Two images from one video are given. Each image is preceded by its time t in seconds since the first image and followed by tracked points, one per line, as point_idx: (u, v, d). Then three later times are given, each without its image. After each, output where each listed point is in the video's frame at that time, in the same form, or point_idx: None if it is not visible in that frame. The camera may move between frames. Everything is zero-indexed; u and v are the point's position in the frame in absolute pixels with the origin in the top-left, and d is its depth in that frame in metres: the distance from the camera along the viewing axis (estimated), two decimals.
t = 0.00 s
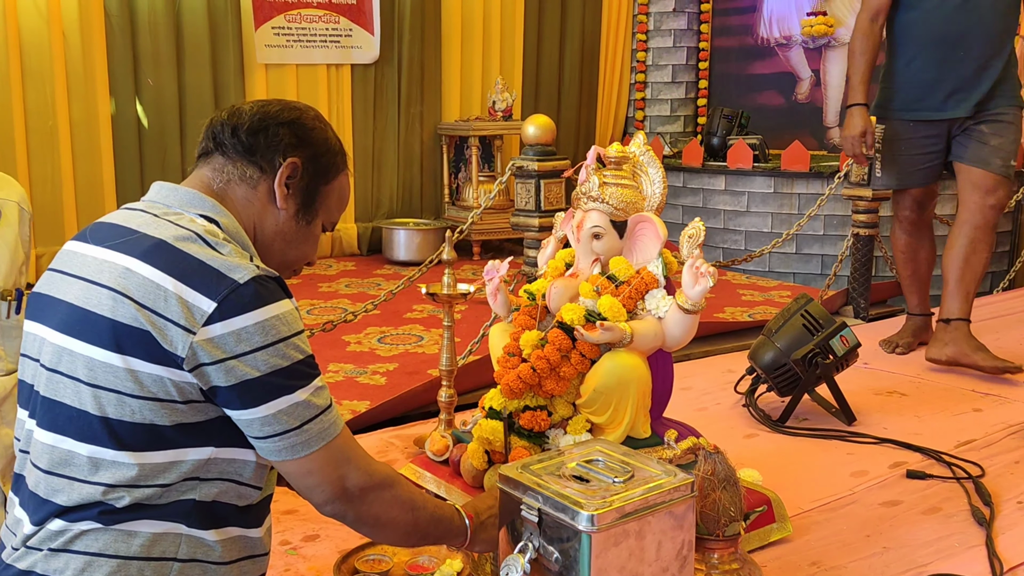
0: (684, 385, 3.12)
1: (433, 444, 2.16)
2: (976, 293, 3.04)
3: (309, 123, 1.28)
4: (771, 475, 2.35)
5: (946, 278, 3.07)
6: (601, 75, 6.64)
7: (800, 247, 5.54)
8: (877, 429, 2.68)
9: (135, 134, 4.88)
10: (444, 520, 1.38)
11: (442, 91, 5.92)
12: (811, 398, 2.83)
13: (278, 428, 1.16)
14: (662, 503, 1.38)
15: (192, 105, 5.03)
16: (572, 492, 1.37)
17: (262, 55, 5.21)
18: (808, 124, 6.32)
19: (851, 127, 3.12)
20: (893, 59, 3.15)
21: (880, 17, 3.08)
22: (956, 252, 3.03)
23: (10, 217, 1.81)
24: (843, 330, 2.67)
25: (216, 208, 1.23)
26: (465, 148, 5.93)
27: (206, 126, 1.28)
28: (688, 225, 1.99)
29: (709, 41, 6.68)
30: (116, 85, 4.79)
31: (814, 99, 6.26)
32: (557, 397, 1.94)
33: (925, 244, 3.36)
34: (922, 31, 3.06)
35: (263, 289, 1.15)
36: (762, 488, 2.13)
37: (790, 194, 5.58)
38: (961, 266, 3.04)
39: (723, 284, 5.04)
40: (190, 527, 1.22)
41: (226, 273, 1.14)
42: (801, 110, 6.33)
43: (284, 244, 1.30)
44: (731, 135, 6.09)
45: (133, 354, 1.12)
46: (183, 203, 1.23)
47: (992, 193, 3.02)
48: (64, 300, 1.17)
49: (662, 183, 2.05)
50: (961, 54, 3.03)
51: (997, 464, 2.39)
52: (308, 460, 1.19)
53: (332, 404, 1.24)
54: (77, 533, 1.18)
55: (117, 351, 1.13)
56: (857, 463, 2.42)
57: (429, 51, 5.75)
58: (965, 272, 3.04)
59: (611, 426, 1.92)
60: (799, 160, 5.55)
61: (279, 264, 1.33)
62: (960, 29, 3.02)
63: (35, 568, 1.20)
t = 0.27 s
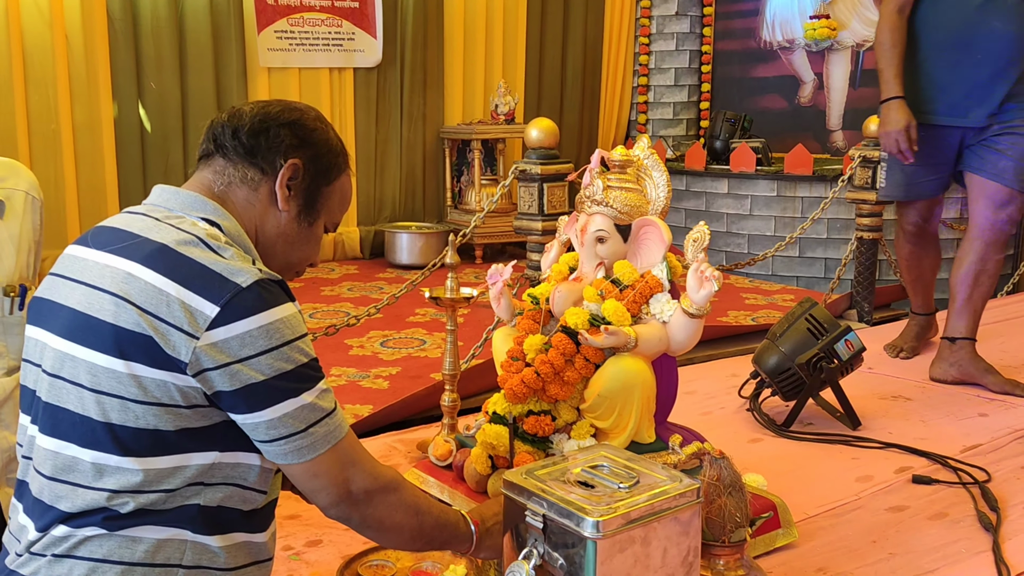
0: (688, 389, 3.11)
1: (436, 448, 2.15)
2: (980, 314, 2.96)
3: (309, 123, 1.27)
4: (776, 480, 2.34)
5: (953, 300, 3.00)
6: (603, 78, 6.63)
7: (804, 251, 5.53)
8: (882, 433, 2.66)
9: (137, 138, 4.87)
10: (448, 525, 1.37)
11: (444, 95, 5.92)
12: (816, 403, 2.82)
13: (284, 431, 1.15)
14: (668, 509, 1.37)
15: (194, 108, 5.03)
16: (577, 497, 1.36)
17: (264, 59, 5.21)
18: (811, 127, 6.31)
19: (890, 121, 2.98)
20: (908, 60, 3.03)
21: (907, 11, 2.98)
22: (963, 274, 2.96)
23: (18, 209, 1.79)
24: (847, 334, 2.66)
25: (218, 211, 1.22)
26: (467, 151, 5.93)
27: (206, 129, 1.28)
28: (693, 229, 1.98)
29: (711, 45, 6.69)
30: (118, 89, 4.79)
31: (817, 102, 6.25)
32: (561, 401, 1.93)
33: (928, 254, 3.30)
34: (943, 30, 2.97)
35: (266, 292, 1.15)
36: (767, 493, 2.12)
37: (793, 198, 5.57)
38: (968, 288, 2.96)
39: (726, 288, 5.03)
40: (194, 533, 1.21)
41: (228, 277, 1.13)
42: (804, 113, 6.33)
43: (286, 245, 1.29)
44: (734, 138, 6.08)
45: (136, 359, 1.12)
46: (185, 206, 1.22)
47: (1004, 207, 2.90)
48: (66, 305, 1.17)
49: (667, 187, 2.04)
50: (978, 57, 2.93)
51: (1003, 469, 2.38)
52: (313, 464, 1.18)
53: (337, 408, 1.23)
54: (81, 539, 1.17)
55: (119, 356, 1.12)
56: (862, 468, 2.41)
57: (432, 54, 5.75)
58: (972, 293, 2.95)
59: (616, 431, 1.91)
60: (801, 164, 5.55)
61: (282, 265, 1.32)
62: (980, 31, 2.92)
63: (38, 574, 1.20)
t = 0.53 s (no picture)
0: (691, 392, 3.10)
1: (439, 452, 2.14)
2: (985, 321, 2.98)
3: (308, 123, 1.27)
4: (780, 484, 2.33)
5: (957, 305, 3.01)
6: (605, 81, 6.62)
7: (806, 254, 5.53)
8: (886, 437, 2.66)
9: (139, 141, 4.87)
10: (453, 528, 1.37)
11: (446, 98, 5.92)
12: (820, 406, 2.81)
13: (288, 433, 1.15)
14: (673, 514, 1.37)
15: (196, 111, 5.03)
16: (581, 502, 1.36)
17: (266, 62, 5.20)
18: (813, 130, 6.31)
19: (920, 128, 2.85)
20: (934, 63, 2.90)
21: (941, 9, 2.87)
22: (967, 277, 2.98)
23: (33, 221, 1.73)
24: (851, 337, 2.65)
25: (218, 213, 1.21)
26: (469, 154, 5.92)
27: (204, 130, 1.27)
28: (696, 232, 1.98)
29: (713, 48, 6.69)
30: (120, 93, 4.80)
31: (819, 105, 6.25)
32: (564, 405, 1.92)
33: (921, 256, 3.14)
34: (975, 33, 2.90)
35: (266, 294, 1.14)
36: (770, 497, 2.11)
37: (795, 201, 5.56)
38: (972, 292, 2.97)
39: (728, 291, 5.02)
40: (198, 538, 1.21)
41: (228, 280, 1.12)
42: (806, 116, 6.32)
43: (286, 247, 1.29)
44: (736, 141, 6.08)
45: (137, 364, 1.11)
46: (184, 208, 1.22)
47: (1010, 215, 2.88)
48: (66, 311, 1.16)
49: (670, 190, 2.03)
50: (1010, 60, 2.86)
51: (1008, 473, 2.37)
52: (317, 465, 1.18)
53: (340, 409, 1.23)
54: (85, 545, 1.17)
55: (120, 361, 1.11)
56: (866, 472, 2.40)
57: (433, 57, 5.75)
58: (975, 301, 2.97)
59: (619, 434, 1.91)
60: (803, 166, 5.53)
61: (282, 266, 1.32)
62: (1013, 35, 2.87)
63: None
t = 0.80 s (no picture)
0: (692, 394, 3.10)
1: (442, 454, 2.14)
2: (989, 324, 2.98)
3: (309, 125, 1.26)
4: (782, 486, 2.33)
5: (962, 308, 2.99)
6: (606, 83, 6.62)
7: (807, 256, 5.53)
8: (889, 439, 2.65)
9: (141, 144, 4.87)
10: (456, 531, 1.36)
11: (447, 100, 5.92)
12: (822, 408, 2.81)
13: (289, 436, 1.14)
14: (676, 516, 1.36)
15: (197, 114, 5.03)
16: (585, 505, 1.35)
17: (268, 64, 5.20)
18: (814, 131, 6.31)
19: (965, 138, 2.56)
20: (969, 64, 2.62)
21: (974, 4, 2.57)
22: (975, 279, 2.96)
23: (38, 232, 1.68)
24: (853, 339, 2.65)
25: (219, 215, 1.21)
26: (470, 156, 5.92)
27: (205, 131, 1.27)
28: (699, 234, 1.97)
29: (714, 50, 6.68)
30: (122, 96, 4.80)
31: (820, 106, 6.25)
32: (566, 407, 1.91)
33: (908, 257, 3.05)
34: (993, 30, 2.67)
35: (267, 297, 1.14)
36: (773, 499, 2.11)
37: (797, 203, 5.56)
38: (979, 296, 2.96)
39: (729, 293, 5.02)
40: (200, 540, 1.20)
41: (229, 281, 1.12)
42: (807, 118, 6.32)
43: (287, 249, 1.29)
44: (737, 142, 6.08)
45: (138, 366, 1.11)
46: (184, 210, 1.21)
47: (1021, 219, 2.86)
48: (66, 313, 1.16)
49: (672, 192, 2.03)
50: None
51: (1011, 475, 2.37)
52: (319, 468, 1.17)
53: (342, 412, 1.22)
54: (86, 548, 1.17)
55: (121, 364, 1.11)
56: (869, 474, 2.39)
57: (434, 59, 5.75)
58: (980, 306, 2.97)
59: (622, 437, 1.91)
60: (804, 168, 5.50)
61: (283, 269, 1.32)
62: None
63: None
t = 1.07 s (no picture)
0: (693, 396, 3.10)
1: (442, 456, 2.13)
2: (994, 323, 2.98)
3: (311, 128, 1.26)
4: (783, 487, 2.33)
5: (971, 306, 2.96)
6: (605, 85, 6.62)
7: (807, 257, 5.53)
8: (889, 440, 2.65)
9: (140, 146, 4.87)
10: (448, 542, 1.35)
11: (447, 101, 5.92)
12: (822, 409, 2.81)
13: (284, 441, 1.14)
14: (678, 518, 1.36)
15: (197, 116, 5.03)
16: (586, 506, 1.35)
17: (268, 66, 5.21)
18: (814, 133, 6.31)
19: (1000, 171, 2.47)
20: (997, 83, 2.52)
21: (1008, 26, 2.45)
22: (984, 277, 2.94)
23: (34, 236, 1.68)
24: (854, 340, 2.65)
25: (221, 217, 1.21)
26: (470, 158, 5.93)
27: (207, 132, 1.27)
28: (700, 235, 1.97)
29: (713, 51, 6.68)
30: (122, 98, 4.80)
31: (820, 108, 6.25)
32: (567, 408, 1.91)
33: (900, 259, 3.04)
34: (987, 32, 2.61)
35: (269, 299, 1.14)
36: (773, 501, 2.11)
37: (796, 204, 5.56)
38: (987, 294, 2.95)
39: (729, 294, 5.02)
40: (202, 541, 1.20)
41: (231, 283, 1.12)
42: (806, 119, 6.32)
43: (288, 251, 1.29)
44: (737, 144, 6.08)
45: (141, 367, 1.11)
46: (186, 212, 1.21)
47: None
48: (67, 314, 1.16)
49: (673, 193, 2.04)
50: None
51: (1011, 477, 2.37)
52: (312, 475, 1.17)
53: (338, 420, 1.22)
54: (88, 549, 1.17)
55: (123, 365, 1.11)
56: (869, 475, 2.39)
57: (434, 60, 5.75)
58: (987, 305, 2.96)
59: (623, 438, 1.91)
60: (804, 170, 5.51)
61: (284, 271, 1.31)
62: None
63: None
